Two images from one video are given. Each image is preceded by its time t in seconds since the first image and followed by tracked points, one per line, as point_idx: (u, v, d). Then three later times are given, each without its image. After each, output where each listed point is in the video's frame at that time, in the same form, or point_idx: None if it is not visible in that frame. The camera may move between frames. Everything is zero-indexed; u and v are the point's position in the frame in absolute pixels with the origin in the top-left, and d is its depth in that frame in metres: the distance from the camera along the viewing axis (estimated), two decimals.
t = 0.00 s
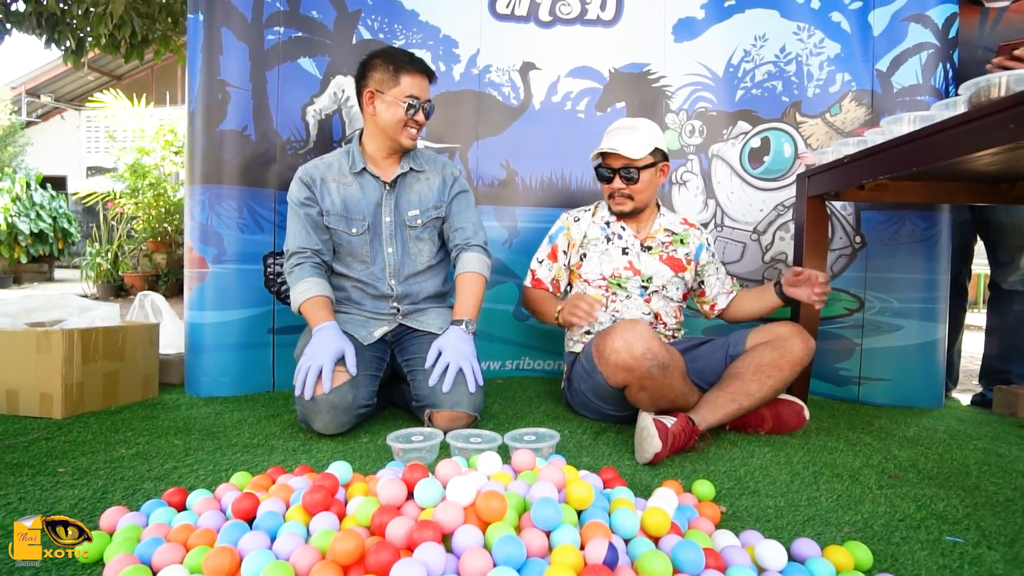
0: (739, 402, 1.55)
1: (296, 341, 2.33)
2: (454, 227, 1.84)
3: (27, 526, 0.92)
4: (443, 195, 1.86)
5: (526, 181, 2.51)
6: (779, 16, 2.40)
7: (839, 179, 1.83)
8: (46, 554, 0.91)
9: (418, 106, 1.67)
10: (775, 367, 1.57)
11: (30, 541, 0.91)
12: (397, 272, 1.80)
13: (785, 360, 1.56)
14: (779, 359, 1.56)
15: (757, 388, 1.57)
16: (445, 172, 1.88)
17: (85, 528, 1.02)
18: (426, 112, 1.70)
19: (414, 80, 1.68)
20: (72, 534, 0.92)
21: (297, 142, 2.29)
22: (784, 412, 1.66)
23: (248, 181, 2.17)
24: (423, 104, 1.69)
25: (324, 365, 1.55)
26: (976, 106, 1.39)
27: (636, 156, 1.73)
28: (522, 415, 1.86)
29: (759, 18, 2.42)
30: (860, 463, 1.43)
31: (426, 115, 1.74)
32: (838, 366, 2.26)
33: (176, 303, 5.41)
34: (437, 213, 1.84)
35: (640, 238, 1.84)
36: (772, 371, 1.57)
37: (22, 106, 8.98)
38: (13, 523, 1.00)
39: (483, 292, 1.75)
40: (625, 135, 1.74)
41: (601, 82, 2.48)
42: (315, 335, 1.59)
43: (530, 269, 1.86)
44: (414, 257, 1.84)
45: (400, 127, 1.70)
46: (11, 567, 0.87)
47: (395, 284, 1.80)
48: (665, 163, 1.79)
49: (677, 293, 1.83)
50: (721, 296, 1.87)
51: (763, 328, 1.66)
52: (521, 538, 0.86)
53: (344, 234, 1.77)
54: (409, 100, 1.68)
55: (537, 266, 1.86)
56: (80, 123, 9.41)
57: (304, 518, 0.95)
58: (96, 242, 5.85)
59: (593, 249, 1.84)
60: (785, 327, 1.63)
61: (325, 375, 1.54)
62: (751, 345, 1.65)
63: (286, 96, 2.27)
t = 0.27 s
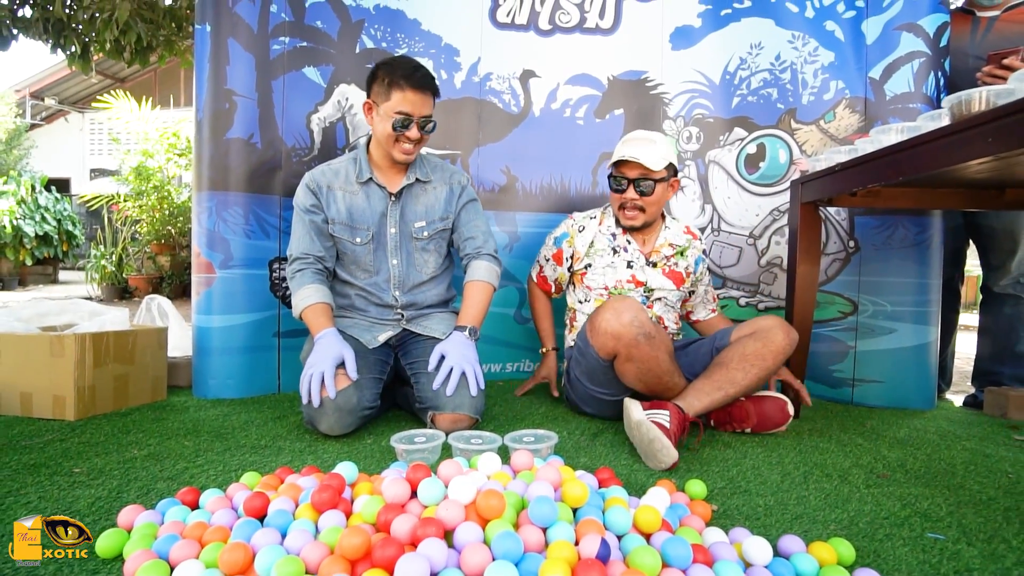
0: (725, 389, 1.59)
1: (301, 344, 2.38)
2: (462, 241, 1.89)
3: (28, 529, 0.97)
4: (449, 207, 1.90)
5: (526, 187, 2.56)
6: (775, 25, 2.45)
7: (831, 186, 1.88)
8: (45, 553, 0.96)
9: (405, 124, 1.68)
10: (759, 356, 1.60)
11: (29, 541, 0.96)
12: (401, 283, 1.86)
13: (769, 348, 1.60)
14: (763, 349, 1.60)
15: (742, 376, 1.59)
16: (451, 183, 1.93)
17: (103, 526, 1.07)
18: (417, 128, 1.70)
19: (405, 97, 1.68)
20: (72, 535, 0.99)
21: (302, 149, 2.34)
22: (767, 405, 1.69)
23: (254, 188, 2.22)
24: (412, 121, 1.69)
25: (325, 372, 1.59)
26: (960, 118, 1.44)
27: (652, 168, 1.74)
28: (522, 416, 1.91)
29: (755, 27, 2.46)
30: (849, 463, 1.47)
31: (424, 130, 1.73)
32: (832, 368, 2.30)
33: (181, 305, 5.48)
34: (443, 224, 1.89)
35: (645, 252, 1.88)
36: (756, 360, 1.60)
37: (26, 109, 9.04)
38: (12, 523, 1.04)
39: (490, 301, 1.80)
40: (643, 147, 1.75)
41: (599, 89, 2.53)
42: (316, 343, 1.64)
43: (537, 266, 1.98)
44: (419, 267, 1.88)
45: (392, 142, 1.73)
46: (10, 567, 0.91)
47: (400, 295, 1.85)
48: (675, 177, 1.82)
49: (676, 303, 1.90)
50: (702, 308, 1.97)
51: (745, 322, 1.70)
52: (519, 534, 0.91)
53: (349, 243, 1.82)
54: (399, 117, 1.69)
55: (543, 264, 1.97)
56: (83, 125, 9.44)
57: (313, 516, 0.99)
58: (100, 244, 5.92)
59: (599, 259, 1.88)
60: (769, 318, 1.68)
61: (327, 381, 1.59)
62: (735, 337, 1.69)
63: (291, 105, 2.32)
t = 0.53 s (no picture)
0: (708, 393, 1.61)
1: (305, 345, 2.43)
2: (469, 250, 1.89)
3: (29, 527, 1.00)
4: (456, 216, 1.91)
5: (527, 190, 2.60)
6: (771, 32, 2.49)
7: (823, 192, 1.93)
8: (46, 553, 0.98)
9: (384, 137, 1.65)
10: (743, 359, 1.64)
11: (29, 540, 0.98)
12: (411, 297, 1.88)
13: (754, 351, 1.64)
14: (748, 351, 1.64)
15: (726, 378, 1.62)
16: (458, 187, 1.92)
17: (119, 519, 1.11)
18: (400, 139, 1.67)
19: (381, 109, 1.64)
20: (72, 534, 1.00)
21: (306, 154, 2.39)
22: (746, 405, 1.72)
23: (259, 192, 2.27)
24: (392, 132, 1.66)
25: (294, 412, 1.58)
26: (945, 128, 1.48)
27: (669, 157, 1.83)
28: (521, 416, 1.96)
29: (751, 33, 2.50)
30: (839, 461, 1.52)
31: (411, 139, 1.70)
32: (826, 369, 2.34)
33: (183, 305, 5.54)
34: (451, 234, 1.89)
35: (649, 251, 1.92)
36: (741, 363, 1.63)
37: (28, 110, 9.08)
38: (14, 522, 1.07)
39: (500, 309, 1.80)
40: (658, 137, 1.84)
41: (598, 95, 2.58)
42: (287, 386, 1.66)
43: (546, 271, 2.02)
44: (428, 279, 1.90)
45: (381, 155, 1.71)
46: (11, 566, 0.94)
47: (409, 310, 1.89)
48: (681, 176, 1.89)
49: (677, 305, 1.94)
50: (706, 307, 2.01)
51: (732, 325, 1.75)
52: (518, 526, 0.95)
53: (356, 261, 1.83)
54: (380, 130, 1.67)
55: (551, 269, 2.01)
56: (86, 126, 9.49)
57: (321, 510, 1.04)
58: (104, 246, 5.97)
59: (602, 260, 1.93)
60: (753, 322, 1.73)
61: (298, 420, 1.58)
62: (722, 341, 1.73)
63: (295, 110, 2.36)
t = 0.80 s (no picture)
0: (700, 389, 1.66)
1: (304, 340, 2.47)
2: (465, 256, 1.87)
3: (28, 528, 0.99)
4: (450, 221, 1.87)
5: (521, 186, 2.63)
6: (762, 30, 2.53)
7: (811, 188, 1.97)
8: (46, 554, 0.96)
9: (364, 152, 1.56)
10: (737, 357, 1.67)
11: (30, 541, 0.97)
12: (409, 306, 1.89)
13: (748, 349, 1.67)
14: (742, 350, 1.67)
15: (720, 377, 1.66)
16: (450, 191, 1.85)
17: (125, 509, 1.14)
18: (381, 153, 1.57)
19: (359, 122, 1.54)
20: (72, 534, 0.99)
21: (303, 150, 2.41)
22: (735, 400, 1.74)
23: (256, 187, 2.29)
24: (372, 147, 1.56)
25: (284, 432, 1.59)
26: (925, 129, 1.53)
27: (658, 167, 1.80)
28: (516, 408, 1.99)
29: (743, 31, 2.54)
30: (825, 450, 1.57)
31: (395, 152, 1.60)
32: (814, 361, 2.39)
33: (177, 300, 5.54)
34: (446, 242, 1.87)
35: (646, 252, 1.95)
36: (734, 362, 1.67)
37: (16, 103, 8.99)
38: (12, 523, 1.05)
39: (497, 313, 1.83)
40: (650, 146, 1.81)
41: (592, 91, 2.60)
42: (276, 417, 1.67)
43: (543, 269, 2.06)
44: (424, 286, 1.90)
45: (364, 169, 1.63)
46: (13, 566, 0.93)
47: (407, 319, 1.91)
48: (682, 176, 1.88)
49: (672, 305, 1.97)
50: (710, 303, 2.06)
51: (728, 324, 1.78)
52: (514, 511, 0.99)
53: (349, 274, 1.82)
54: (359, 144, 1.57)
55: (548, 267, 2.05)
56: (75, 120, 9.41)
57: (324, 498, 1.07)
58: (95, 240, 5.95)
59: (597, 259, 1.96)
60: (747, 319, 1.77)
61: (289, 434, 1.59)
62: (718, 338, 1.78)
63: (292, 106, 2.38)
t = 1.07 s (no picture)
0: (691, 385, 1.69)
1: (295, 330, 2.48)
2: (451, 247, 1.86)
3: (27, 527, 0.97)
4: (436, 211, 1.85)
5: (511, 177, 2.65)
6: (750, 23, 2.55)
7: (796, 181, 2.01)
8: (46, 553, 0.94)
9: (351, 141, 1.50)
10: (728, 354, 1.69)
11: (30, 541, 0.95)
12: (395, 296, 1.90)
13: (738, 347, 1.69)
14: (733, 347, 1.69)
15: (710, 374, 1.69)
16: (437, 180, 1.81)
17: (121, 498, 1.16)
18: (369, 141, 1.52)
19: (344, 110, 1.47)
20: (72, 533, 0.97)
21: (292, 141, 2.41)
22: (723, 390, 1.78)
23: (245, 178, 2.29)
24: (359, 136, 1.51)
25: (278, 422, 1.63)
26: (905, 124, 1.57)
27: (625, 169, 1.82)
28: (506, 397, 2.03)
29: (731, 23, 2.56)
30: (806, 436, 1.61)
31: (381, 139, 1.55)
32: (798, 350, 2.44)
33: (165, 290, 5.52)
34: (432, 233, 1.86)
35: (626, 248, 1.97)
36: (725, 358, 1.69)
37: None
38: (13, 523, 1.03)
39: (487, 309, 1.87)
40: (619, 147, 1.84)
41: (582, 82, 2.62)
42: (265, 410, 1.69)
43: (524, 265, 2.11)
44: (411, 277, 1.91)
45: (347, 158, 1.57)
46: (13, 566, 0.91)
47: (394, 307, 1.92)
48: (654, 172, 1.90)
49: (653, 299, 1.99)
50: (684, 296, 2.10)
51: (718, 320, 1.81)
52: (505, 497, 1.02)
53: (331, 265, 1.82)
54: (344, 133, 1.51)
55: (529, 262, 2.10)
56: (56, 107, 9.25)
57: (318, 486, 1.10)
58: (80, 230, 5.89)
59: (576, 256, 1.99)
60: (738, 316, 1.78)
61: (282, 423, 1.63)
62: (708, 334, 1.80)
63: (281, 97, 2.38)
